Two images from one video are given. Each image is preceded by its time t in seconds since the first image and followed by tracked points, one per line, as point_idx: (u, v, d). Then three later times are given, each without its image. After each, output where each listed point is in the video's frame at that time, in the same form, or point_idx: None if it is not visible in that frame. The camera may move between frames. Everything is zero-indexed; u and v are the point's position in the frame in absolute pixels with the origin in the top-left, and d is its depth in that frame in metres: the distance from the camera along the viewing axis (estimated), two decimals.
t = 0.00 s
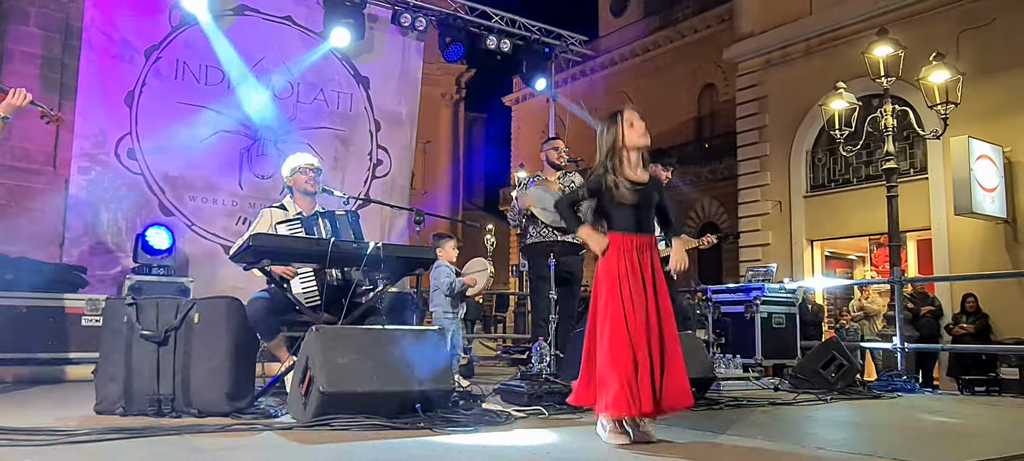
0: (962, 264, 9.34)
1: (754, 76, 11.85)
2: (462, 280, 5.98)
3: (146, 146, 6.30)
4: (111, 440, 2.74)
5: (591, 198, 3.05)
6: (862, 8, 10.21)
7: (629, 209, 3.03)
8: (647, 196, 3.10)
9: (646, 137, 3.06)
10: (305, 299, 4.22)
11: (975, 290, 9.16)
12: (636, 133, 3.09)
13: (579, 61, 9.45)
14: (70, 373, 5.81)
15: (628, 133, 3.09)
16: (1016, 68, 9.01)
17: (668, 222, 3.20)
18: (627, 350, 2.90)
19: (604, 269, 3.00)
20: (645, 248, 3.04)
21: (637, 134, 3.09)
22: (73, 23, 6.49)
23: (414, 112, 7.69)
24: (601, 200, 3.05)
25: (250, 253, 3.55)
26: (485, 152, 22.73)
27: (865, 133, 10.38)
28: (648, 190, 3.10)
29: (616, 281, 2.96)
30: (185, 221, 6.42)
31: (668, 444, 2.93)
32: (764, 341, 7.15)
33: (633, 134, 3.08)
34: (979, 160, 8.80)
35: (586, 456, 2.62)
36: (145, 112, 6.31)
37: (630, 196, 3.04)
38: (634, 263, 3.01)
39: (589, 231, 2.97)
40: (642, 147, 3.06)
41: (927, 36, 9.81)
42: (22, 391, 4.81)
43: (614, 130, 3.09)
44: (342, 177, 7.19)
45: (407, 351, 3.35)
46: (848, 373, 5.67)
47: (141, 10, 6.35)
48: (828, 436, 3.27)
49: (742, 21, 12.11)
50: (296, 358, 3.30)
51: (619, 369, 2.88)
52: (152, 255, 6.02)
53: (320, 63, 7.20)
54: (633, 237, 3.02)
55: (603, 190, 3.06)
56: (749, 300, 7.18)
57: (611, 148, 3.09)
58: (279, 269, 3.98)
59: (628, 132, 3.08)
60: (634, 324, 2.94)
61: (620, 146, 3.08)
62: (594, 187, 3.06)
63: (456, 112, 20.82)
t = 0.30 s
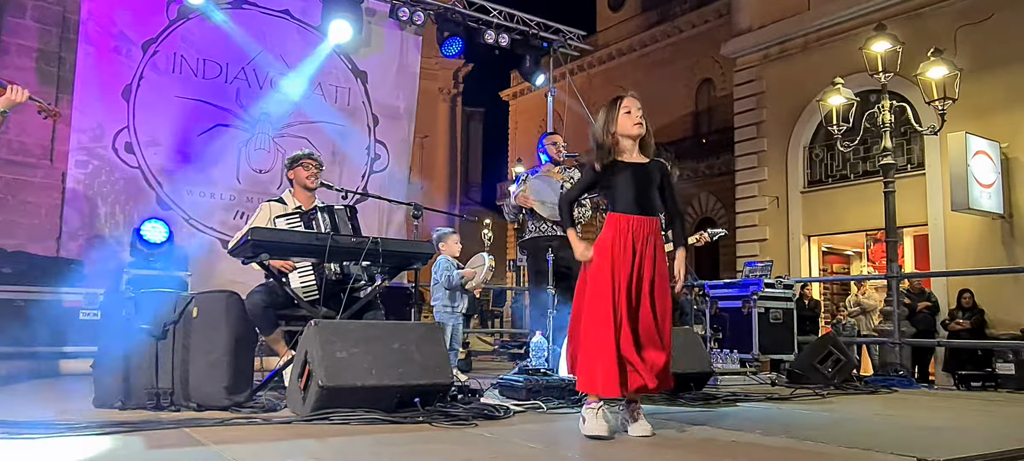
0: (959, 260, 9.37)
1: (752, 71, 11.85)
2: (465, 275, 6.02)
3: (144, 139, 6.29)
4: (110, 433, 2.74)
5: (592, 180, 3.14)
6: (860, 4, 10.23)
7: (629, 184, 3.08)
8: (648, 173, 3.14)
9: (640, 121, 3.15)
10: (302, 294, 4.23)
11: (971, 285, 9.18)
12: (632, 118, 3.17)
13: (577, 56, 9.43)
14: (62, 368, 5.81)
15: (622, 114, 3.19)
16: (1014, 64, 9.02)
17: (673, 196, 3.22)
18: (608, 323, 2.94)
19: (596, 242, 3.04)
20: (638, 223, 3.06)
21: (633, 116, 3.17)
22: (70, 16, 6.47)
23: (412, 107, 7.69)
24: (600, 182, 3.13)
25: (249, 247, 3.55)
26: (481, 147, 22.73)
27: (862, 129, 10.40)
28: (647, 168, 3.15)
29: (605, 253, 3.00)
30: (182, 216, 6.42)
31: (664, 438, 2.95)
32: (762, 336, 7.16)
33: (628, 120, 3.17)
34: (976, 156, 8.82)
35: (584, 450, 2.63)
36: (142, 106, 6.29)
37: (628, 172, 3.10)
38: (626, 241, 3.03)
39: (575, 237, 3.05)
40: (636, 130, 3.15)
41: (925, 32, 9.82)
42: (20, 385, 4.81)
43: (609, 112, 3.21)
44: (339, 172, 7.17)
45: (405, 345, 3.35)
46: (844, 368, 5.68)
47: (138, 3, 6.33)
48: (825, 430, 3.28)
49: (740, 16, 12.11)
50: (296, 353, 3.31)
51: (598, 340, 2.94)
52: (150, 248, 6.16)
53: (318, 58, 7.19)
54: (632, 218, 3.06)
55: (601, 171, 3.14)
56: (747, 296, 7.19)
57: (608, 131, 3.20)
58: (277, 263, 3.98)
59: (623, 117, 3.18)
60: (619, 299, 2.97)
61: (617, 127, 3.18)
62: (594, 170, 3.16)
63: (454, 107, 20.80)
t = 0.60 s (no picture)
0: (955, 258, 9.39)
1: (749, 69, 11.86)
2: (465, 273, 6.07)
3: (142, 136, 6.28)
4: (109, 430, 2.74)
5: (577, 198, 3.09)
6: (858, 2, 10.25)
7: (613, 205, 3.04)
8: (634, 194, 3.09)
9: (629, 139, 3.08)
10: (302, 290, 4.21)
11: (968, 283, 9.21)
12: (622, 134, 3.11)
13: (576, 53, 9.43)
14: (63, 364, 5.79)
15: (613, 131, 3.13)
16: (1011, 62, 9.04)
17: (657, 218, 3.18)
18: (591, 343, 2.95)
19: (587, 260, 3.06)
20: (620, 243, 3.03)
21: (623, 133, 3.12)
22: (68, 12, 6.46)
23: (410, 104, 7.70)
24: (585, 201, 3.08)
25: (246, 244, 3.54)
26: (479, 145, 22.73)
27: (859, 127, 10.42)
28: (633, 188, 3.10)
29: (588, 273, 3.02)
30: (180, 212, 6.41)
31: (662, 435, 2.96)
32: (759, 334, 7.18)
33: (618, 137, 3.11)
34: (973, 155, 8.83)
35: (583, 447, 2.64)
36: (140, 102, 6.27)
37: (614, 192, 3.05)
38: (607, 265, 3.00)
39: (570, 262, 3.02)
40: (624, 148, 3.08)
41: (922, 31, 9.84)
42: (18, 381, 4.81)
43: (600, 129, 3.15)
44: (338, 169, 7.17)
45: (405, 343, 3.35)
46: (841, 366, 5.68)
47: None
48: (823, 428, 3.29)
49: (738, 14, 12.12)
50: (295, 350, 3.31)
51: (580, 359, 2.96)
52: (147, 245, 6.20)
53: (316, 54, 7.18)
54: (615, 236, 3.02)
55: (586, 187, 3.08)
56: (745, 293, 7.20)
57: (598, 148, 3.14)
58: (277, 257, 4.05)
59: (613, 133, 3.11)
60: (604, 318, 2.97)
61: (607, 144, 3.12)
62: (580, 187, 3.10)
63: (452, 104, 20.79)
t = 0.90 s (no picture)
0: (950, 257, 9.43)
1: (746, 68, 11.87)
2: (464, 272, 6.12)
3: (139, 133, 6.27)
4: (106, 428, 2.74)
5: (572, 175, 3.15)
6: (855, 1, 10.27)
7: (608, 185, 3.10)
8: (627, 175, 3.16)
9: (623, 125, 3.11)
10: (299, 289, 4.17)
11: (963, 282, 9.24)
12: (616, 121, 3.13)
13: (572, 52, 9.44)
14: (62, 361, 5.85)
15: (609, 113, 3.15)
16: (1006, 61, 9.07)
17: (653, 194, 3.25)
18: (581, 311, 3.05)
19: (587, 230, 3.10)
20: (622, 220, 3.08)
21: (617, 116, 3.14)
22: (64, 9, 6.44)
23: (407, 102, 7.66)
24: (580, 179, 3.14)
25: (245, 241, 3.54)
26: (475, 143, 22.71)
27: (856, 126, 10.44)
28: (625, 168, 3.17)
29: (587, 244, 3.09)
30: (176, 210, 6.40)
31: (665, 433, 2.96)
32: (755, 332, 7.20)
33: (612, 123, 3.14)
34: (969, 154, 8.85)
35: (579, 445, 2.65)
36: (137, 99, 6.26)
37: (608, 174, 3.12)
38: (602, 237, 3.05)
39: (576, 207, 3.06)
40: (619, 133, 3.11)
41: (919, 30, 9.86)
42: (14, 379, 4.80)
43: (594, 109, 3.16)
44: (334, 167, 7.16)
45: (402, 341, 3.36)
46: (837, 364, 5.68)
47: None
48: (819, 426, 3.30)
49: (735, 12, 12.13)
50: (293, 347, 3.32)
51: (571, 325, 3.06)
52: (143, 243, 6.18)
53: (313, 52, 7.17)
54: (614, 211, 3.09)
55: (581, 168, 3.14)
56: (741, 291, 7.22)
57: (593, 129, 3.16)
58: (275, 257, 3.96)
59: (608, 119, 3.14)
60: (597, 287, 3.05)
61: (602, 126, 3.15)
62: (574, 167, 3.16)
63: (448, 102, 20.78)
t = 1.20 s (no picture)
0: (944, 257, 9.47)
1: (741, 68, 11.89)
2: (460, 273, 6.10)
3: (133, 133, 6.24)
4: (101, 428, 2.73)
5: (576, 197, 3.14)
6: (850, 2, 10.30)
7: (613, 209, 3.12)
8: (632, 197, 3.18)
9: (630, 141, 3.12)
10: (295, 289, 4.19)
11: (957, 282, 9.27)
12: (622, 137, 3.14)
13: (568, 52, 9.44)
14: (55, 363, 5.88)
15: (615, 132, 3.15)
16: (1000, 62, 9.11)
17: (659, 215, 3.25)
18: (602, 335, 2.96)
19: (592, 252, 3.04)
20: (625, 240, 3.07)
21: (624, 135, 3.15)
22: (58, 9, 6.44)
23: (403, 102, 7.65)
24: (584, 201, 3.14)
25: (240, 242, 3.54)
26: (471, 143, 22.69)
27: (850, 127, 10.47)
28: (630, 192, 3.19)
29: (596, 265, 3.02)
30: (170, 210, 6.37)
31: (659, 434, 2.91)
32: (751, 332, 7.22)
33: (619, 139, 3.14)
34: (962, 154, 8.88)
35: (576, 445, 2.65)
36: (131, 99, 6.24)
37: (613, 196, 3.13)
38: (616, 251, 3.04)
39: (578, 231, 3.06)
40: (625, 151, 3.12)
41: (912, 31, 9.90)
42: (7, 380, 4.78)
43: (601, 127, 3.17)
44: (330, 167, 7.15)
45: (398, 341, 3.36)
46: (831, 364, 5.67)
47: None
48: (815, 426, 3.30)
49: (730, 12, 12.15)
50: (288, 348, 3.31)
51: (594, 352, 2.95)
52: (138, 243, 6.15)
53: (308, 51, 7.15)
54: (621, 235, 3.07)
55: (588, 186, 3.15)
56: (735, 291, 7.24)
57: (599, 148, 3.16)
58: (269, 257, 3.99)
59: (614, 136, 3.14)
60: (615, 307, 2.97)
61: (609, 144, 3.15)
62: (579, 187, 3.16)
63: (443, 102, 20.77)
